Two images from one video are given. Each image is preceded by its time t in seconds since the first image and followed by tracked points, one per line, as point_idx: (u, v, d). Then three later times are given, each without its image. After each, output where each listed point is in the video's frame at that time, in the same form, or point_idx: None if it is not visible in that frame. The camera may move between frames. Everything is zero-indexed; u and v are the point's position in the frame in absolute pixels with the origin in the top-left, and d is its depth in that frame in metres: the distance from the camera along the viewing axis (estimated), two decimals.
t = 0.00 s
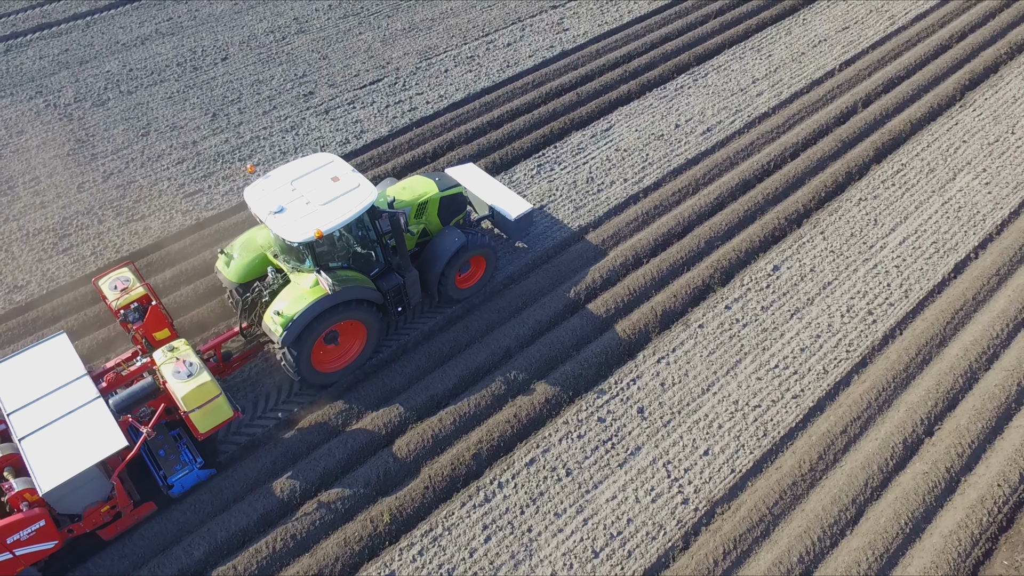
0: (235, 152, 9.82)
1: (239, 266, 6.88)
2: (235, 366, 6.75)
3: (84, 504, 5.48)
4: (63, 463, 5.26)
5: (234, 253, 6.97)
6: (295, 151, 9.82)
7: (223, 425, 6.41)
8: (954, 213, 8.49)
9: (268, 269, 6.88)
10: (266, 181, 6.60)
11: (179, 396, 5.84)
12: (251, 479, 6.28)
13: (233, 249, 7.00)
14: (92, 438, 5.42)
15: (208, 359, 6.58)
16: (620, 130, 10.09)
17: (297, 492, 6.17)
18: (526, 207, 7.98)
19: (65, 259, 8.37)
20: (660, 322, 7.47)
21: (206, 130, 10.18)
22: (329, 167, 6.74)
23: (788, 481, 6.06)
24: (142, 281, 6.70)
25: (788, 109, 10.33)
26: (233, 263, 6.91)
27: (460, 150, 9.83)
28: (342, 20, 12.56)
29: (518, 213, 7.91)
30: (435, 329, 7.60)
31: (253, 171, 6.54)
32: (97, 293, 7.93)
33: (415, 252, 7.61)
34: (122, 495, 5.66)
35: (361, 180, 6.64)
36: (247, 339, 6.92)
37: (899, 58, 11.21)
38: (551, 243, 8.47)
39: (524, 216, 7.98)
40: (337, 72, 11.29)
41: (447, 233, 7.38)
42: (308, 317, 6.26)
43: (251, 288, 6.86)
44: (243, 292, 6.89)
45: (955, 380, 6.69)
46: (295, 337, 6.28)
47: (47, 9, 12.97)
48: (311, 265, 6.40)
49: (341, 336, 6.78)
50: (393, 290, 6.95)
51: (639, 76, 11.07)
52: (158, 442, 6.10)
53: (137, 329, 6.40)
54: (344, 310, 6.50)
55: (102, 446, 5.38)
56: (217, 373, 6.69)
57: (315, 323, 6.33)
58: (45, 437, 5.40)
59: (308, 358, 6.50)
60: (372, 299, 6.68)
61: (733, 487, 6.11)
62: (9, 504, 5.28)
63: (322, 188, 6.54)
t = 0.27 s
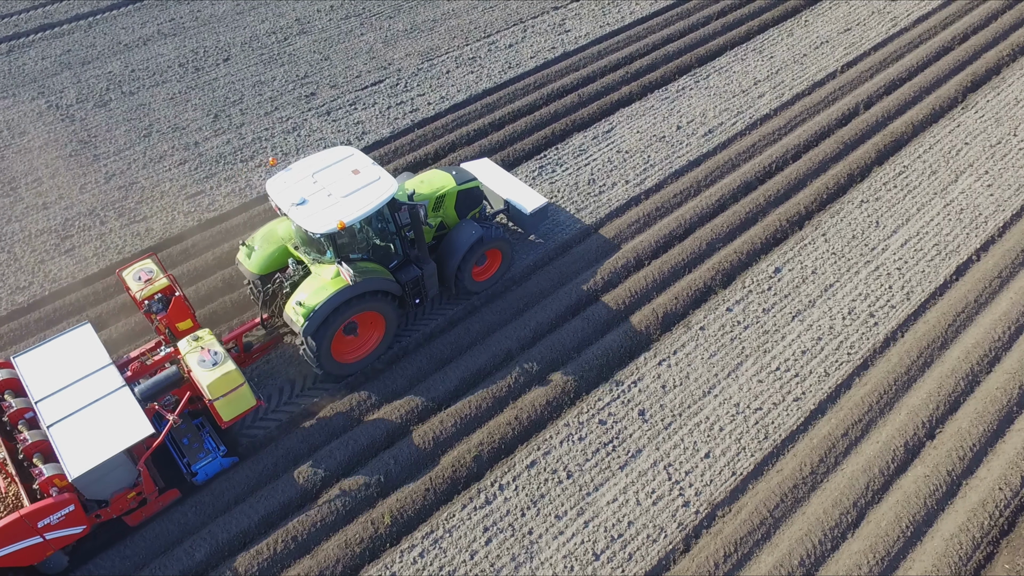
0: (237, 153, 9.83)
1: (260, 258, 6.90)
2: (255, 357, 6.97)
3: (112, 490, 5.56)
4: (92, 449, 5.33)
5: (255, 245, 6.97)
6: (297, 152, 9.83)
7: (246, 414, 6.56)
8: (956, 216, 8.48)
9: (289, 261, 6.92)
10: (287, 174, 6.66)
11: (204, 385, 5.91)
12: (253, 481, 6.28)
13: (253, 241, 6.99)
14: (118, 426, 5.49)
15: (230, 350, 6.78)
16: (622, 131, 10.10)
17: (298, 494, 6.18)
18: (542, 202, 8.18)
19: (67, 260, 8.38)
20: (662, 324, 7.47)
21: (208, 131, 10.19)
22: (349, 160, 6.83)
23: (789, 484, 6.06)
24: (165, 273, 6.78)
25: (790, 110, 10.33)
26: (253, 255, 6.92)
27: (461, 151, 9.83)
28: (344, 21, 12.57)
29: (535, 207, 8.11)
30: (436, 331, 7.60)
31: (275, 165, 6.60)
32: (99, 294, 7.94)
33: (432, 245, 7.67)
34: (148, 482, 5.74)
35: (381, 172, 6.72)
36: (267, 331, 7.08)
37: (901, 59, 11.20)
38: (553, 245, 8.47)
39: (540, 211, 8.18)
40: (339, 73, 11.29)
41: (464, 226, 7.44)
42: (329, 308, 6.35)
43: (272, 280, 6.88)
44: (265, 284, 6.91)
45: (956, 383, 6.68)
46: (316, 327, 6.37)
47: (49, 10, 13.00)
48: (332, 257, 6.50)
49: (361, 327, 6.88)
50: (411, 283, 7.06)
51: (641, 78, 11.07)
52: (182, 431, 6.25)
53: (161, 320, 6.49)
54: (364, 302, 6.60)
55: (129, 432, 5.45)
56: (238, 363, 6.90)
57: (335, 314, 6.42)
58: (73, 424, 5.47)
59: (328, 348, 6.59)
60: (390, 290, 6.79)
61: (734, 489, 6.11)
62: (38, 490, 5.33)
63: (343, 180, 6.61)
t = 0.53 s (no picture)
0: (238, 154, 9.84)
1: (277, 251, 6.98)
2: (272, 349, 6.94)
3: (135, 478, 5.61)
4: (115, 437, 5.38)
5: (272, 238, 7.07)
6: (297, 153, 9.84)
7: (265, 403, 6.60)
8: (957, 217, 8.48)
9: (306, 254, 6.99)
10: (305, 168, 6.78)
11: (225, 374, 6.00)
12: (253, 482, 6.29)
13: (271, 235, 7.09)
14: (140, 415, 5.54)
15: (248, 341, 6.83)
16: (622, 133, 10.10)
17: (299, 495, 6.19)
18: (553, 197, 8.24)
19: (68, 261, 8.39)
20: (662, 325, 7.48)
21: (209, 132, 10.19)
22: (366, 154, 6.92)
23: (789, 486, 6.06)
24: (185, 265, 6.84)
25: (790, 112, 10.33)
26: (271, 248, 7.01)
27: (462, 153, 9.84)
28: (345, 22, 12.58)
29: (547, 202, 8.18)
30: (436, 333, 7.60)
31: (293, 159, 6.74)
32: (100, 295, 7.95)
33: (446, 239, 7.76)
34: (170, 470, 5.81)
35: (397, 166, 6.80)
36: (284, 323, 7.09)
37: (902, 61, 11.20)
38: (553, 246, 8.48)
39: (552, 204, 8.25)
40: (340, 74, 11.30)
41: (478, 221, 7.53)
42: (345, 300, 6.40)
43: (289, 272, 6.99)
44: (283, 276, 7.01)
45: (957, 385, 6.68)
46: (332, 319, 6.42)
47: (51, 10, 13.02)
48: (349, 249, 6.54)
49: (375, 319, 6.94)
50: (427, 276, 7.10)
51: (642, 79, 11.07)
52: (201, 421, 6.37)
53: (180, 311, 6.59)
54: (380, 294, 6.65)
55: (151, 421, 5.51)
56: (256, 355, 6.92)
57: (351, 306, 6.47)
58: (96, 413, 5.53)
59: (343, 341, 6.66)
60: (406, 283, 6.82)
61: (734, 491, 6.11)
62: (63, 477, 5.37)
63: (359, 174, 6.69)
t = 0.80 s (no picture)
0: (240, 155, 9.86)
1: (297, 242, 7.08)
2: (291, 339, 6.90)
3: (160, 464, 5.71)
4: (142, 423, 5.47)
5: (291, 230, 7.14)
6: (299, 154, 9.87)
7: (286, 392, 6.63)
8: (958, 218, 8.47)
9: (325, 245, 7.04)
10: (325, 160, 6.84)
11: (249, 362, 6.02)
12: (254, 483, 6.30)
13: (290, 227, 7.17)
14: (169, 400, 5.64)
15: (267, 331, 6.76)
16: (624, 134, 10.10)
17: (299, 496, 6.19)
18: (567, 189, 8.30)
19: (69, 262, 8.40)
20: (663, 326, 7.48)
21: (211, 133, 10.21)
22: (384, 146, 6.98)
23: (789, 487, 6.06)
24: (207, 256, 6.89)
25: (791, 112, 10.33)
26: (291, 239, 7.10)
27: (463, 153, 9.84)
28: (346, 22, 12.59)
29: (561, 195, 8.26)
30: (437, 334, 7.60)
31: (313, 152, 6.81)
32: (103, 296, 7.96)
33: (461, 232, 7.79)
34: (193, 457, 5.90)
35: (415, 158, 6.87)
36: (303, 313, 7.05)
37: (903, 61, 11.19)
38: (554, 247, 8.49)
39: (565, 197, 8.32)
40: (342, 75, 11.31)
41: (494, 213, 7.55)
42: (365, 290, 6.45)
43: (308, 263, 7.04)
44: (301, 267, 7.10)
45: (958, 386, 6.68)
46: (352, 309, 6.48)
47: (52, 11, 13.04)
48: (368, 240, 6.60)
49: (393, 309, 7.01)
50: (444, 267, 7.15)
51: (643, 80, 11.07)
52: (223, 410, 6.48)
53: (203, 302, 6.64)
54: (399, 284, 6.71)
55: (177, 408, 5.60)
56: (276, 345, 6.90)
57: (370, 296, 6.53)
58: (122, 400, 5.60)
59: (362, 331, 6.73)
60: (423, 273, 6.88)
61: (734, 492, 6.11)
62: (91, 462, 5.45)
63: (377, 166, 6.76)
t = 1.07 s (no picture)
0: (241, 155, 9.87)
1: (317, 233, 7.04)
2: (311, 328, 7.07)
3: (185, 450, 5.77)
4: (169, 409, 5.50)
5: (310, 222, 7.12)
6: (300, 155, 9.88)
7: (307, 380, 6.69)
8: (959, 219, 8.47)
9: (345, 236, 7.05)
10: (344, 152, 6.85)
11: (274, 349, 6.05)
12: (256, 482, 6.31)
13: (309, 219, 7.14)
14: (194, 387, 5.66)
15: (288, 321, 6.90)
16: (625, 134, 10.10)
17: (301, 496, 6.20)
18: (582, 182, 8.34)
19: (71, 262, 8.41)
20: (664, 326, 7.49)
21: (212, 133, 10.22)
22: (403, 138, 6.99)
23: (791, 487, 6.07)
24: (227, 247, 6.87)
25: (792, 112, 10.33)
26: (310, 231, 7.06)
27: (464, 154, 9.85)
28: (347, 23, 12.60)
29: (576, 187, 8.28)
30: (439, 334, 7.60)
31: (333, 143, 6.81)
32: (105, 295, 7.97)
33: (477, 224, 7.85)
34: (218, 443, 5.96)
35: (434, 150, 6.88)
36: (322, 304, 7.16)
37: (904, 62, 11.19)
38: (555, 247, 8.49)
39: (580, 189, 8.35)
40: (343, 75, 11.33)
41: (510, 206, 7.62)
42: (384, 281, 6.49)
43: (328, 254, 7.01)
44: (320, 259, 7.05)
45: (959, 387, 6.68)
46: (372, 298, 6.52)
47: (54, 11, 13.05)
48: (388, 230, 6.62)
49: (411, 299, 7.07)
50: (461, 258, 7.20)
51: (644, 80, 11.07)
52: (245, 398, 6.60)
53: (224, 292, 6.61)
54: (417, 274, 6.76)
55: (202, 394, 5.61)
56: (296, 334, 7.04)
57: (389, 287, 6.58)
58: (148, 387, 5.62)
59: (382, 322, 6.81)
60: (441, 264, 6.93)
61: (736, 492, 6.12)
62: (119, 447, 5.47)
63: (397, 158, 6.77)
